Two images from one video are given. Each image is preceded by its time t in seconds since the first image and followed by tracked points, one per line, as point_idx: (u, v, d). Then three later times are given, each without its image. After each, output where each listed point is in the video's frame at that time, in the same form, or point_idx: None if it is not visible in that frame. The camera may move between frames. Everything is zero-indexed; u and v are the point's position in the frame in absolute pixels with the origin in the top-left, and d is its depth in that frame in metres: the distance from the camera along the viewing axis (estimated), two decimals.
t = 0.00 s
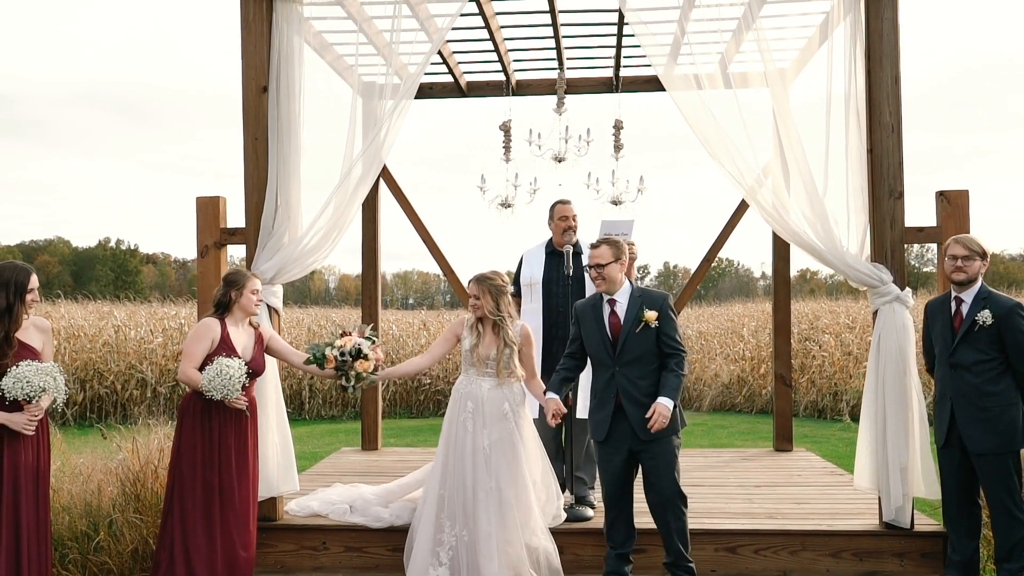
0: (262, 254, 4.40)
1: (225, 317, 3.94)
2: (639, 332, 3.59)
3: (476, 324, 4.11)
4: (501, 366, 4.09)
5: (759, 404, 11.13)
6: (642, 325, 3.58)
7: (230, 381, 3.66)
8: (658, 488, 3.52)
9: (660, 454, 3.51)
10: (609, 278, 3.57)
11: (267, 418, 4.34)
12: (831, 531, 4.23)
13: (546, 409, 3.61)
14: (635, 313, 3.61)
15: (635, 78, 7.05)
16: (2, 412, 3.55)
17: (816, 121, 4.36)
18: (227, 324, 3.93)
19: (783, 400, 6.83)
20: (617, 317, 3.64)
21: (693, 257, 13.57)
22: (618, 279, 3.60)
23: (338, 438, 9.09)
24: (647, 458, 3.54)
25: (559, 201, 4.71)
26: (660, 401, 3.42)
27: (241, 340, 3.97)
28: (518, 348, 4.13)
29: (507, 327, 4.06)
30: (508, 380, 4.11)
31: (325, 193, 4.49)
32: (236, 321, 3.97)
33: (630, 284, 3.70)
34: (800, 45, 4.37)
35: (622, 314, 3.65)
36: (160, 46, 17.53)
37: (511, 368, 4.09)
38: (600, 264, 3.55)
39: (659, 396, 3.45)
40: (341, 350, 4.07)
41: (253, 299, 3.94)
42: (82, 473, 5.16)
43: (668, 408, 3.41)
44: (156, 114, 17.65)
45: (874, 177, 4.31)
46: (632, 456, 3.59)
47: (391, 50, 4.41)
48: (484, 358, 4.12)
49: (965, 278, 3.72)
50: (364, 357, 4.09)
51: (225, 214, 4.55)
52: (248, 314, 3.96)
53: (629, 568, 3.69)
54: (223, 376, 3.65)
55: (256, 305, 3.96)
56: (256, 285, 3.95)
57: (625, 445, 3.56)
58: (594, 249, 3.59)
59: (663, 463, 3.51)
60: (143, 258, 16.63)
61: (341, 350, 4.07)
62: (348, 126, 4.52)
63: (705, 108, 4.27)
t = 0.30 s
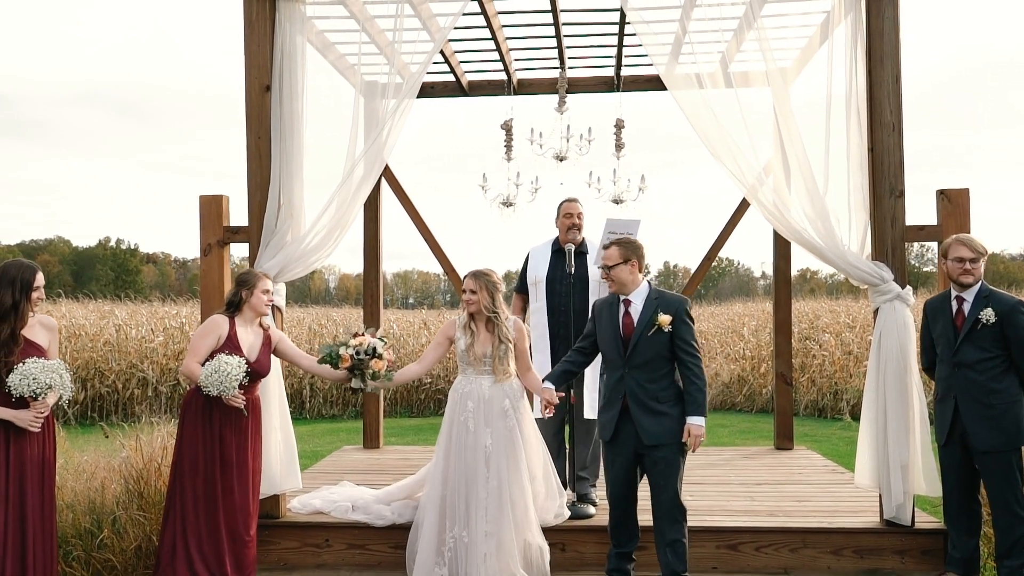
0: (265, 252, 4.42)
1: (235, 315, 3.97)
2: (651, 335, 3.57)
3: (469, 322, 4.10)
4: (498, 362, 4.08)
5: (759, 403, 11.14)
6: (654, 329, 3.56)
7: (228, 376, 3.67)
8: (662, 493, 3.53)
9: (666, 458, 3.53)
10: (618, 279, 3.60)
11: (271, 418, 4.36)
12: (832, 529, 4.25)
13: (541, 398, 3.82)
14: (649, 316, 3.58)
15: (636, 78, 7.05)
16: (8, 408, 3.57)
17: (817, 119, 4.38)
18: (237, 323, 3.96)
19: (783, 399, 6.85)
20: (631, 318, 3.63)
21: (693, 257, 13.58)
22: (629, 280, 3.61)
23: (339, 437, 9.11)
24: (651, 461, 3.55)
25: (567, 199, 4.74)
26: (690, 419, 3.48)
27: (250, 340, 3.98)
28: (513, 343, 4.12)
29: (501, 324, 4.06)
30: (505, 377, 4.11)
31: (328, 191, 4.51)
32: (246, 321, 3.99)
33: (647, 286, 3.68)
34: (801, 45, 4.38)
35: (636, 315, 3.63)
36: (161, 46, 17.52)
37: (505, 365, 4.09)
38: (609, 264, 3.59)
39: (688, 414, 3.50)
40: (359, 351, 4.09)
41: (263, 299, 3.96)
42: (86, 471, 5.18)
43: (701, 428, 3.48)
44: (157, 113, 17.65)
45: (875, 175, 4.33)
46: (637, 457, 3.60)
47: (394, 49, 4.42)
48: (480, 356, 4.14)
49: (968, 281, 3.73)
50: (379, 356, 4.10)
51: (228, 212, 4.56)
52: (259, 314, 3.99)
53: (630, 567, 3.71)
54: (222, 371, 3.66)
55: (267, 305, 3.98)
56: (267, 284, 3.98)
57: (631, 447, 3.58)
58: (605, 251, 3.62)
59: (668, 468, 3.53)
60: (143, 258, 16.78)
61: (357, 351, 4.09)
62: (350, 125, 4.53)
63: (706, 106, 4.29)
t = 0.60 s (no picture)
0: (270, 251, 4.45)
1: (243, 315, 4.00)
2: (673, 338, 3.56)
3: (464, 324, 4.12)
4: (495, 360, 4.10)
5: (759, 403, 11.16)
6: (677, 332, 3.55)
7: (231, 373, 3.69)
8: (675, 493, 3.56)
9: (679, 461, 3.53)
10: (641, 279, 3.62)
11: (275, 417, 4.39)
12: (833, 526, 4.27)
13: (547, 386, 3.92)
14: (673, 319, 3.57)
15: (638, 78, 7.07)
16: (16, 406, 3.60)
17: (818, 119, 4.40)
18: (245, 323, 3.99)
19: (784, 398, 6.87)
20: (656, 318, 3.63)
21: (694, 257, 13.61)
22: (652, 280, 3.62)
23: (341, 436, 9.14)
24: (666, 464, 3.56)
25: (570, 199, 4.75)
26: (708, 426, 3.46)
27: (256, 341, 4.01)
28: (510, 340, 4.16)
29: (498, 321, 4.10)
30: (504, 375, 4.14)
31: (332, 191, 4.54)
32: (256, 321, 4.03)
33: (675, 287, 3.66)
34: (802, 45, 4.40)
35: (660, 316, 3.63)
36: (161, 46, 17.53)
37: (505, 363, 4.13)
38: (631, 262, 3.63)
39: (707, 420, 3.48)
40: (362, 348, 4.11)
41: (271, 300, 3.98)
42: (91, 469, 5.20)
43: (718, 434, 3.45)
44: (157, 113, 17.66)
45: (876, 175, 4.36)
46: (652, 457, 3.63)
47: (397, 50, 4.45)
48: (479, 357, 4.14)
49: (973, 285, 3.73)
50: (382, 354, 4.14)
51: (233, 212, 4.58)
52: (267, 315, 4.01)
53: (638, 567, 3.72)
54: (224, 368, 3.68)
55: (275, 306, 4.00)
56: (275, 284, 4.00)
57: (646, 446, 3.60)
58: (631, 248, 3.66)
59: (682, 471, 3.54)
60: (143, 257, 16.61)
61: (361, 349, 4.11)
62: (354, 125, 4.55)
63: (708, 106, 4.31)
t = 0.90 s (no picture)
0: (273, 251, 4.47)
1: (248, 314, 4.04)
2: (675, 337, 3.60)
3: (468, 320, 4.14)
4: (496, 354, 4.14)
5: (759, 402, 11.19)
6: (678, 331, 3.59)
7: (228, 370, 3.71)
8: (675, 491, 3.58)
9: (679, 460, 3.56)
10: (646, 277, 3.68)
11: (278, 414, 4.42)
12: (832, 523, 4.31)
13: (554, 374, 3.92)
14: (675, 318, 3.61)
15: (639, 77, 7.09)
16: (21, 404, 3.64)
17: (818, 118, 4.43)
18: (249, 322, 4.03)
19: (784, 397, 6.90)
20: (660, 317, 3.68)
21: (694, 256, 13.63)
22: (658, 279, 3.67)
23: (342, 435, 9.16)
24: (666, 462, 3.59)
25: (569, 199, 4.78)
26: (700, 426, 3.46)
27: (261, 340, 4.04)
28: (513, 337, 4.19)
29: (502, 317, 4.14)
30: (503, 370, 4.19)
31: (334, 191, 4.57)
32: (259, 319, 4.05)
33: (682, 285, 3.69)
34: (802, 45, 4.43)
35: (664, 315, 3.67)
36: (161, 46, 17.62)
37: (506, 359, 4.17)
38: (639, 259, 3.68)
39: (702, 420, 3.47)
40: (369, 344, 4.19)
41: (275, 298, 4.02)
42: (96, 467, 5.28)
43: (711, 434, 3.45)
44: (158, 113, 17.69)
45: (875, 175, 4.39)
46: (655, 454, 3.65)
47: (399, 50, 4.47)
48: (480, 353, 4.16)
49: (971, 279, 3.79)
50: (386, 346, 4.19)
51: (236, 211, 4.61)
52: (270, 314, 4.04)
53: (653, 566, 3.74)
54: (223, 366, 3.70)
55: (279, 305, 4.03)
56: (279, 283, 4.04)
57: (648, 443, 3.64)
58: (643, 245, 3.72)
59: (683, 469, 3.56)
60: (144, 256, 16.40)
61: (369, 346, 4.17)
62: (357, 126, 4.57)
63: (709, 106, 4.34)
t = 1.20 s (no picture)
0: (275, 243, 4.50)
1: (251, 307, 4.08)
2: (674, 328, 3.63)
3: (469, 313, 4.18)
4: (496, 348, 4.17)
5: (759, 393, 11.24)
6: (677, 322, 3.62)
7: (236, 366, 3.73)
8: (671, 481, 3.61)
9: (676, 451, 3.59)
10: (648, 267, 3.71)
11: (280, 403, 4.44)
12: (831, 514, 4.34)
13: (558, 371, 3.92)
14: (674, 309, 3.64)
15: (640, 70, 7.08)
16: (25, 395, 3.67)
17: (818, 111, 4.44)
18: (252, 316, 4.05)
19: (784, 389, 6.94)
20: (659, 307, 3.71)
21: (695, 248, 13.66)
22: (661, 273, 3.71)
23: (343, 426, 9.21)
24: (665, 452, 3.62)
25: (567, 193, 4.79)
26: (692, 415, 3.48)
27: (263, 332, 4.05)
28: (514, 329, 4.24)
29: (505, 309, 4.18)
30: (503, 363, 4.22)
31: (335, 184, 4.58)
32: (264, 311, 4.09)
33: (682, 277, 3.72)
34: (802, 38, 4.44)
35: (663, 306, 3.70)
36: (161, 44, 17.74)
37: (509, 351, 4.19)
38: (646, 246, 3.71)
39: (694, 409, 3.50)
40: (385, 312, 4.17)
41: (272, 291, 4.02)
42: (100, 458, 5.38)
43: (702, 423, 3.47)
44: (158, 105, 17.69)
45: (875, 167, 4.40)
46: (654, 444, 3.69)
47: (400, 42, 4.49)
48: (481, 347, 4.19)
49: (963, 266, 3.86)
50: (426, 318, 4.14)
51: (238, 204, 4.64)
52: (270, 306, 4.06)
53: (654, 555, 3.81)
54: (229, 362, 3.72)
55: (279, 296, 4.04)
56: (277, 275, 4.03)
57: (646, 433, 3.68)
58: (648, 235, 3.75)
59: (680, 459, 3.59)
60: (144, 248, 16.50)
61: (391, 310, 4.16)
62: (358, 119, 4.58)
63: (709, 98, 4.36)
